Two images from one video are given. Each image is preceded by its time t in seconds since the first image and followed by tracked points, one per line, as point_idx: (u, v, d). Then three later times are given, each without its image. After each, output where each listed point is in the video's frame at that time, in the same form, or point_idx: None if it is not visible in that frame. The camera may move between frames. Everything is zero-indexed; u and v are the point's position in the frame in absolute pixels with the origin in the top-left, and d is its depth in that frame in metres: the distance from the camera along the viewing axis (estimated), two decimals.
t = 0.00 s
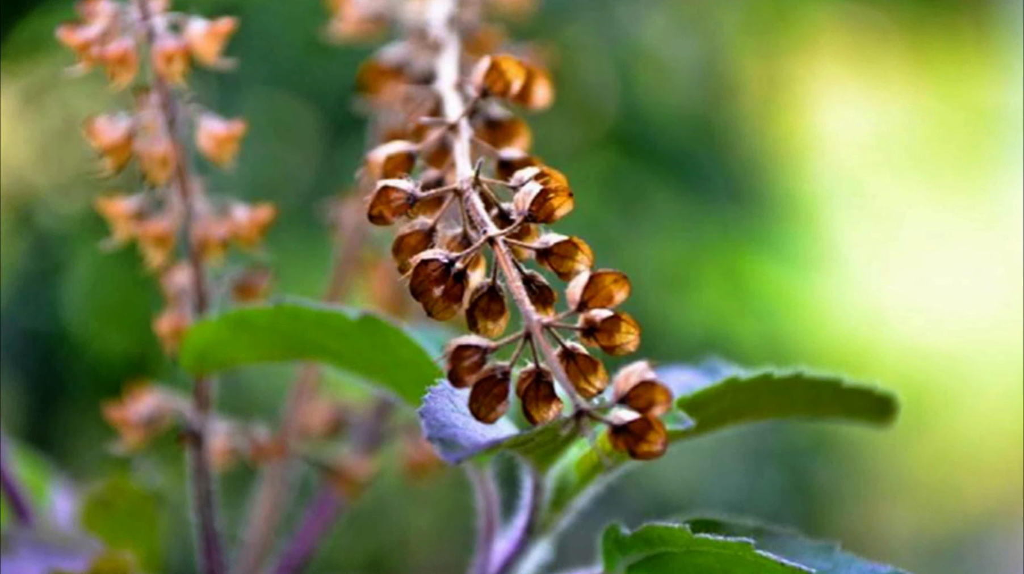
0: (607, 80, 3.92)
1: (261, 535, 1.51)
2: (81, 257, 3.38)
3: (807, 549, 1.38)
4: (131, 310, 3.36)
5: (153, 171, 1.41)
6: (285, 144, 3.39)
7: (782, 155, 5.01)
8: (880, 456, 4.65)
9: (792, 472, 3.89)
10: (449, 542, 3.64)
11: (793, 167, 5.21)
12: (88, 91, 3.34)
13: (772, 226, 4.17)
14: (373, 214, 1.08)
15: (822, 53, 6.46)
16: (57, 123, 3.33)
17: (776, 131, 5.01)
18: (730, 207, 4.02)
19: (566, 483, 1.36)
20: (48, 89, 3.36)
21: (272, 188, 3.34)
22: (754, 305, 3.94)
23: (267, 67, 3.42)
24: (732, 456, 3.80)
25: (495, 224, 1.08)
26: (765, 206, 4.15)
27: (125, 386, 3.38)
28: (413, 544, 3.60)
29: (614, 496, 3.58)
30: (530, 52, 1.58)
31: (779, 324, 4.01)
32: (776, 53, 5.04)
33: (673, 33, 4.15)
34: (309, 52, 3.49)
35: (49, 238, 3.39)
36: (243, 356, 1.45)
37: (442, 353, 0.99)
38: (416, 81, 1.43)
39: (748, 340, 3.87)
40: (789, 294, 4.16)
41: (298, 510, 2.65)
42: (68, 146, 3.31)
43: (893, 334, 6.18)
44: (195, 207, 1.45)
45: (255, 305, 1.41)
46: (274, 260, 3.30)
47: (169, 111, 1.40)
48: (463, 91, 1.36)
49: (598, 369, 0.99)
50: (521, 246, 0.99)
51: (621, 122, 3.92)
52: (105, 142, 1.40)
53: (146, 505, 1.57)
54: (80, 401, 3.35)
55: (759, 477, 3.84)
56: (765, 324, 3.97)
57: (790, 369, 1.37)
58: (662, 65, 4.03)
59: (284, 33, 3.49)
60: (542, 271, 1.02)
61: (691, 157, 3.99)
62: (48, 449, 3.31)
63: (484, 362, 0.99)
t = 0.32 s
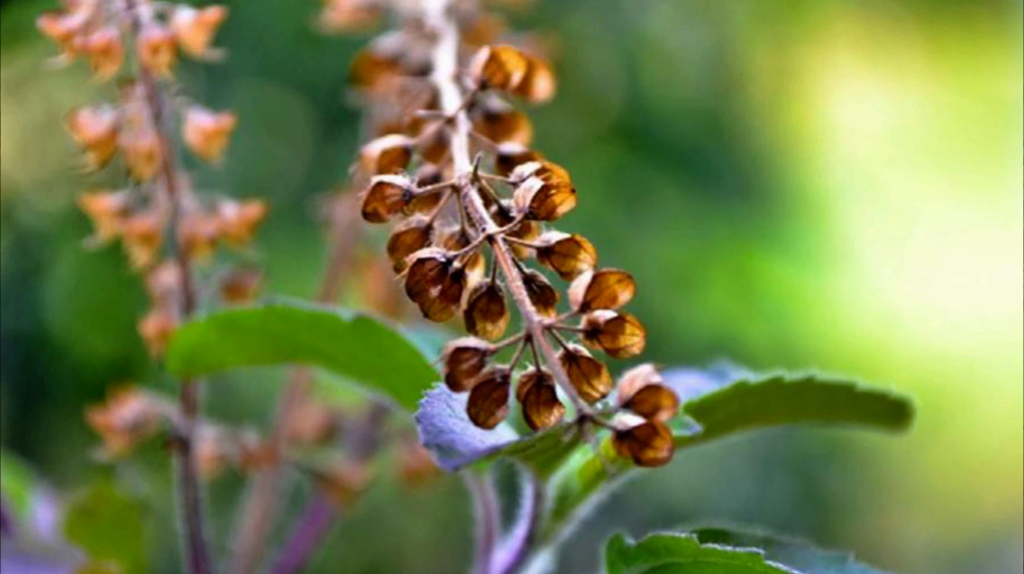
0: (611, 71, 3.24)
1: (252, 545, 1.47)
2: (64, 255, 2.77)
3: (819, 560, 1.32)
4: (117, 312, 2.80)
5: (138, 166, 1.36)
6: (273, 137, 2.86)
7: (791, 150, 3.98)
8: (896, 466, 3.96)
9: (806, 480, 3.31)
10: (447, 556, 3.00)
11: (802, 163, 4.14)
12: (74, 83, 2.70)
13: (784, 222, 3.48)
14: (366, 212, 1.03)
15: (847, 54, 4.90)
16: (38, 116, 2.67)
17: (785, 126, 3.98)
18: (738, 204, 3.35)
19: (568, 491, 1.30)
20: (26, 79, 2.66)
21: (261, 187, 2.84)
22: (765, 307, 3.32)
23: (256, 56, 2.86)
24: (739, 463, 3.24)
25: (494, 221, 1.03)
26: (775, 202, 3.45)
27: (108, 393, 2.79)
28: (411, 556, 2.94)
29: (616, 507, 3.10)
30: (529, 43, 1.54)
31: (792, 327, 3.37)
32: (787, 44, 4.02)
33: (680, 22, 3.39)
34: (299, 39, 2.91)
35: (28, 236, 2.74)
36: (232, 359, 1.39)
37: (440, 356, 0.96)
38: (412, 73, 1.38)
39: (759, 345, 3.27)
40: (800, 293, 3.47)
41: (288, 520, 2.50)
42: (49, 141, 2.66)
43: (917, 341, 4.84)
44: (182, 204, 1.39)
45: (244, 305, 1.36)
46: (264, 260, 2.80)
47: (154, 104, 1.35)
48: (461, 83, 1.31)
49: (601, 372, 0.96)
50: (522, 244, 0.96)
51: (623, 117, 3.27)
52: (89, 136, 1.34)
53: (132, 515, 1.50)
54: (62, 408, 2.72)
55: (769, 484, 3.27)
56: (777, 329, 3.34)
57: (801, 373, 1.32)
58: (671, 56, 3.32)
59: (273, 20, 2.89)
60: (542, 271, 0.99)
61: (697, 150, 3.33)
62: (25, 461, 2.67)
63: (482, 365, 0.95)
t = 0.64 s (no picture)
0: (618, 64, 3.13)
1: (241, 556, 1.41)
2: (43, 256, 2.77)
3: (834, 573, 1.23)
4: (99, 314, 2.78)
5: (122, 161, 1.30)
6: (261, 130, 2.79)
7: (804, 146, 3.87)
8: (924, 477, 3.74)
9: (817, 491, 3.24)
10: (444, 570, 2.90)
11: (818, 157, 3.98)
12: (54, 74, 2.65)
13: (797, 221, 3.40)
14: (360, 209, 0.98)
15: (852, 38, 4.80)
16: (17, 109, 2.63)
17: (795, 119, 3.89)
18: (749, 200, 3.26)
19: (571, 500, 1.25)
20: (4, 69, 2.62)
21: (250, 181, 2.76)
22: (776, 308, 3.18)
23: (245, 46, 2.84)
24: (749, 472, 3.19)
25: (494, 218, 0.97)
26: (788, 200, 3.38)
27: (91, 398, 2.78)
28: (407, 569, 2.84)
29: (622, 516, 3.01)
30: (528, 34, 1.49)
31: (804, 331, 3.22)
32: (796, 31, 4.03)
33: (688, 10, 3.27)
34: (290, 29, 2.88)
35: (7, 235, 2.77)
36: (219, 363, 1.34)
37: (437, 359, 0.92)
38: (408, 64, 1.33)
39: (770, 350, 3.13)
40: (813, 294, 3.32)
41: (279, 529, 2.44)
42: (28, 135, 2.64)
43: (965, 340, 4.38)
44: (168, 201, 1.33)
45: (232, 307, 1.30)
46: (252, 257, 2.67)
47: (139, 96, 1.29)
48: (458, 75, 1.25)
49: (605, 376, 0.92)
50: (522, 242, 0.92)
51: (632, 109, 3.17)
52: (71, 131, 1.30)
53: (115, 525, 1.45)
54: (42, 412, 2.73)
55: (781, 494, 3.22)
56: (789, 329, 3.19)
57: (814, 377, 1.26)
58: (676, 46, 3.20)
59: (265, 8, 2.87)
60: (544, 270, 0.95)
61: (707, 146, 3.23)
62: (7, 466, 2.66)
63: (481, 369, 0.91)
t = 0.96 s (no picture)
0: (620, 53, 2.77)
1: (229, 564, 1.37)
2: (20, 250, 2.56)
3: None
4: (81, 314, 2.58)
5: (105, 155, 1.25)
6: (250, 122, 2.64)
7: (816, 140, 3.42)
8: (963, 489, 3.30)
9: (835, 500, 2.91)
10: None
11: (831, 154, 3.48)
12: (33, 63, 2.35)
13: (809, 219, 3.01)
14: (353, 205, 0.93)
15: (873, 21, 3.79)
16: None
17: (809, 113, 3.43)
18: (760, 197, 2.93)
19: (573, 509, 1.20)
20: None
21: (240, 176, 2.63)
22: (787, 309, 2.84)
23: (233, 35, 2.65)
24: (759, 479, 2.86)
25: (494, 216, 0.92)
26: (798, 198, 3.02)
27: (74, 403, 2.57)
28: None
29: (627, 525, 2.73)
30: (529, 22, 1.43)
31: (817, 332, 2.86)
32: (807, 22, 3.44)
33: None
34: (281, 18, 2.67)
35: None
36: (208, 367, 1.28)
37: (433, 362, 0.89)
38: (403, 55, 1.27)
39: (782, 352, 2.81)
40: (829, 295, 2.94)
41: (269, 540, 2.31)
42: None
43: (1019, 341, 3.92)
44: (153, 196, 1.28)
45: (221, 308, 1.25)
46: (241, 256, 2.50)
47: (123, 88, 1.23)
48: (457, 64, 1.19)
49: (609, 380, 0.87)
50: (523, 240, 0.87)
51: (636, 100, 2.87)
52: (51, 123, 1.24)
53: (98, 535, 1.40)
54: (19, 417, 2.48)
55: (792, 501, 2.88)
56: (801, 333, 2.83)
57: (827, 381, 1.21)
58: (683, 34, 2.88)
59: None
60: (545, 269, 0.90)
61: (717, 141, 2.94)
62: None
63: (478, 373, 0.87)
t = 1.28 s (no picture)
0: (623, 41, 2.61)
1: None
2: None
3: None
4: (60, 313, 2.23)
5: (86, 149, 1.19)
6: (240, 116, 2.41)
7: (830, 134, 2.89)
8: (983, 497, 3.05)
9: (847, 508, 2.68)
10: None
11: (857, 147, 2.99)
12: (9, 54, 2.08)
13: (825, 213, 2.72)
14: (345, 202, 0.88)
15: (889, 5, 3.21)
16: None
17: (824, 100, 2.92)
18: (772, 192, 2.66)
19: (577, 520, 1.13)
20: None
21: (224, 172, 2.39)
22: (799, 309, 2.60)
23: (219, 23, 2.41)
24: (770, 489, 2.64)
25: (493, 213, 0.86)
26: (815, 191, 2.72)
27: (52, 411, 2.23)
28: None
29: (631, 536, 2.51)
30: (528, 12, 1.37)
31: (831, 334, 2.62)
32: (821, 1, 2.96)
33: None
34: (268, 5, 2.44)
35: None
36: (194, 370, 1.22)
37: (430, 366, 0.83)
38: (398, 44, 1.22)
39: (796, 356, 2.57)
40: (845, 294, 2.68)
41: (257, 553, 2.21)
42: None
43: None
44: (137, 192, 1.22)
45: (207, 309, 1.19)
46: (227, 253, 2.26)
47: (104, 79, 1.17)
48: (453, 54, 1.14)
49: (614, 385, 0.81)
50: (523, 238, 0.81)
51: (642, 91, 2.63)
52: (29, 115, 1.18)
53: (78, 546, 1.35)
54: None
55: (806, 514, 2.65)
56: (815, 335, 2.60)
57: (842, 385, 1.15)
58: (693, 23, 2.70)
59: None
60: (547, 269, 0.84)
61: (724, 133, 2.66)
62: None
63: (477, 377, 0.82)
